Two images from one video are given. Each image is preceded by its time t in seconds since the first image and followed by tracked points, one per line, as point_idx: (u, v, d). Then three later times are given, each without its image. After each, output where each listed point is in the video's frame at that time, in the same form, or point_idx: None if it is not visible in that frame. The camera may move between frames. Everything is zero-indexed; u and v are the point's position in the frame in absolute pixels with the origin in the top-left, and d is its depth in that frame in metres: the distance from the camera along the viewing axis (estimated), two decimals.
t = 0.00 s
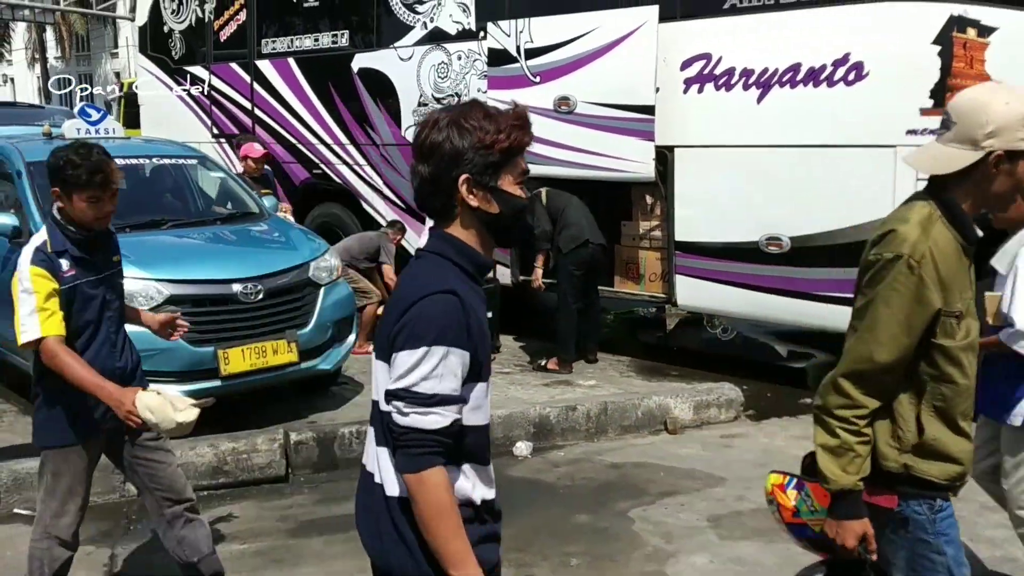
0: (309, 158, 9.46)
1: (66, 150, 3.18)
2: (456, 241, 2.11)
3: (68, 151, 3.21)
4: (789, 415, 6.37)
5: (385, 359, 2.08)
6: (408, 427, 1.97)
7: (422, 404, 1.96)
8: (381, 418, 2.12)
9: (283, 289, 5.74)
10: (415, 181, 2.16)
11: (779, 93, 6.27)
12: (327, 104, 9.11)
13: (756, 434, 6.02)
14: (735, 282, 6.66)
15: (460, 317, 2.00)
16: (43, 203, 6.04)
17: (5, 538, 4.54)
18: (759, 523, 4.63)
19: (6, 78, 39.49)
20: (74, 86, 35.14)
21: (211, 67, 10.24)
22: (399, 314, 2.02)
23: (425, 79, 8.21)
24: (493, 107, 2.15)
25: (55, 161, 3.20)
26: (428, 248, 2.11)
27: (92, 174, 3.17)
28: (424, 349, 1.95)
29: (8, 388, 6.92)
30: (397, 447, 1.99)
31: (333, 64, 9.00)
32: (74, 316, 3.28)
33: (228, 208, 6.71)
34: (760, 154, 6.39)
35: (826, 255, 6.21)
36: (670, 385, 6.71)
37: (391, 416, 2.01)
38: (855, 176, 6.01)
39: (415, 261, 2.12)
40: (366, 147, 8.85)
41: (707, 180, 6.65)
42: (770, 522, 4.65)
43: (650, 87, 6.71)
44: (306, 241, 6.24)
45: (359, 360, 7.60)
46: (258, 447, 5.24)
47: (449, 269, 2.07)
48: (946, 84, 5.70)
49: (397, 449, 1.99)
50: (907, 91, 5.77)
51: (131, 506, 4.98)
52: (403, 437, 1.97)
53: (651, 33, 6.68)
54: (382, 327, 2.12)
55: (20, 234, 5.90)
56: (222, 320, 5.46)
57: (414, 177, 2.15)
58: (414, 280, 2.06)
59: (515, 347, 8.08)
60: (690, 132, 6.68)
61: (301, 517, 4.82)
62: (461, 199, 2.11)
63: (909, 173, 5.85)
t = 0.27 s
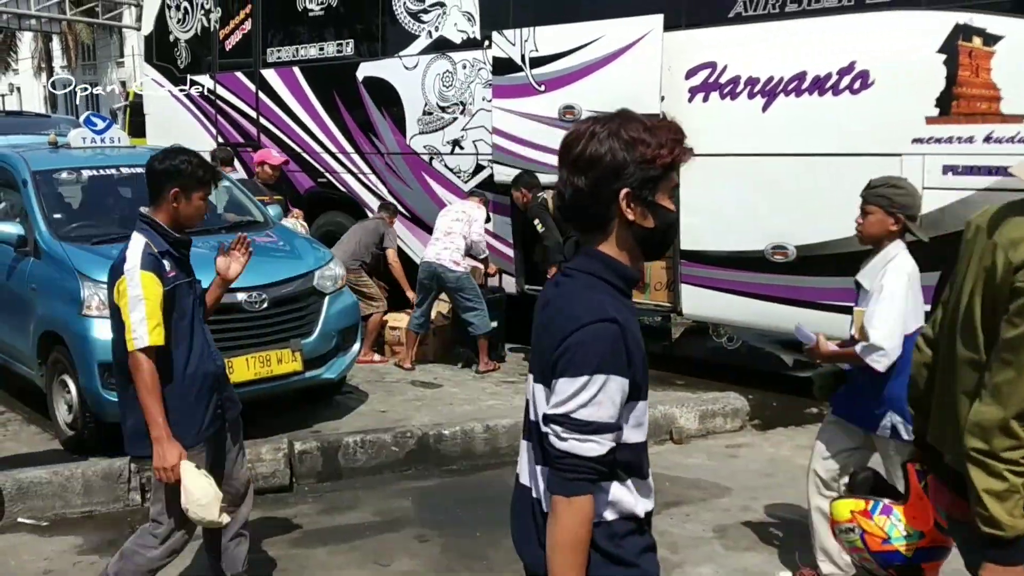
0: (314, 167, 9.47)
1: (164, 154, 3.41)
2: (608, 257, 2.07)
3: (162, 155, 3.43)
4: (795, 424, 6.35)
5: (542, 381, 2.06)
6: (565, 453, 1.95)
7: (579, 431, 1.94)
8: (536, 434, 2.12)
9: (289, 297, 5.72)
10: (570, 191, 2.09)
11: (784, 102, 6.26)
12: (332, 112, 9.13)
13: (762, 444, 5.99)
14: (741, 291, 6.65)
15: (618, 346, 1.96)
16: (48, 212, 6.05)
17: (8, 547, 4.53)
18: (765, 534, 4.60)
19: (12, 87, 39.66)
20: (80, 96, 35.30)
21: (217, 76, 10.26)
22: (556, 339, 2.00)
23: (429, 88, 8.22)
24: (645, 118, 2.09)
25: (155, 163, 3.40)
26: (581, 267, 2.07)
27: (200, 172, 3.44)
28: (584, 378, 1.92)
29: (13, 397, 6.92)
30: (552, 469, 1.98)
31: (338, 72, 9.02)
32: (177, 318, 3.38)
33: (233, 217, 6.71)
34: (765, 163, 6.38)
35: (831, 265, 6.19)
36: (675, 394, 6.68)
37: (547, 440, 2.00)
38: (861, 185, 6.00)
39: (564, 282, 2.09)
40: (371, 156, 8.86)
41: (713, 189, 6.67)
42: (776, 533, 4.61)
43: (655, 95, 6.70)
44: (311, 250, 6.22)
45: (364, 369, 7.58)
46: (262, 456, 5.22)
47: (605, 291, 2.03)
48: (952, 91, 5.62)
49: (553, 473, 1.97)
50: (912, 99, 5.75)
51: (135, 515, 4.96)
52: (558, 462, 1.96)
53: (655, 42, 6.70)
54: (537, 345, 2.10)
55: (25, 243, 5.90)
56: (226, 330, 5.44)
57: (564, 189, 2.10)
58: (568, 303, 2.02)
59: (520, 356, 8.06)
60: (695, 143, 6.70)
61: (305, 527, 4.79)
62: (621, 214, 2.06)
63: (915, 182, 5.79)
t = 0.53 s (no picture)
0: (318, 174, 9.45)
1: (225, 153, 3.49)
2: (746, 251, 2.01)
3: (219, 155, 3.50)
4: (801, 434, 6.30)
5: (688, 390, 1.98)
6: (751, 462, 1.87)
7: (753, 435, 1.87)
8: (676, 441, 2.02)
9: (291, 305, 5.69)
10: (723, 184, 2.01)
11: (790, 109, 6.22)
12: (336, 120, 9.11)
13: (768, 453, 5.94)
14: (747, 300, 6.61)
15: (775, 348, 1.91)
16: (51, 220, 6.03)
17: (9, 555, 4.49)
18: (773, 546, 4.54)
19: (17, 95, 39.78)
20: (84, 104, 35.41)
21: (221, 83, 10.26)
22: (707, 345, 1.92)
23: (434, 96, 8.20)
24: (787, 111, 2.06)
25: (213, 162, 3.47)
26: (712, 268, 2.01)
27: (259, 170, 3.49)
28: (750, 381, 1.86)
29: (15, 405, 6.89)
30: (738, 486, 1.89)
31: (342, 80, 9.00)
32: (241, 312, 3.41)
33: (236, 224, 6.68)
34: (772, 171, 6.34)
35: (837, 272, 6.18)
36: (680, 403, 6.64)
37: (717, 451, 1.91)
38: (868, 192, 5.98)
39: (697, 282, 2.02)
40: (375, 163, 8.84)
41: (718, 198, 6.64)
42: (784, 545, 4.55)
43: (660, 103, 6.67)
44: (315, 258, 6.19)
45: (367, 377, 7.54)
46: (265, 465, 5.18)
47: (744, 291, 1.96)
48: (960, 99, 5.59)
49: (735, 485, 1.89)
50: (919, 107, 5.72)
51: (137, 524, 4.92)
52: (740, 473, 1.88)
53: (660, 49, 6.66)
54: (676, 352, 2.00)
55: (27, 250, 5.87)
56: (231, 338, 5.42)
57: (703, 183, 2.05)
58: (711, 307, 1.94)
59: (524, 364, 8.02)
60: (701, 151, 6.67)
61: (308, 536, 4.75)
62: (772, 206, 2.01)
63: (922, 191, 5.77)
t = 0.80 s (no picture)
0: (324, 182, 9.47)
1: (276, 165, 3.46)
2: (897, 271, 2.04)
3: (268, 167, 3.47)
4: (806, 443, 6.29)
5: (860, 411, 2.00)
6: (938, 476, 1.88)
7: (939, 448, 1.88)
8: (851, 467, 2.04)
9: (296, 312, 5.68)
10: (878, 204, 2.03)
11: (795, 118, 6.22)
12: (342, 128, 9.13)
13: (773, 462, 5.93)
14: (752, 308, 6.61)
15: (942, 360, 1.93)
16: (57, 227, 6.04)
17: (14, 563, 4.50)
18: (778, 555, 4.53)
19: (24, 103, 39.93)
20: (91, 112, 35.54)
21: (226, 92, 10.29)
22: (880, 362, 1.95)
23: (439, 104, 8.22)
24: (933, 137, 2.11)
25: (266, 173, 3.44)
26: (864, 288, 2.05)
27: (309, 185, 3.48)
28: (930, 396, 1.88)
29: (21, 412, 6.90)
30: (926, 500, 1.89)
31: (347, 88, 9.03)
32: (298, 320, 3.46)
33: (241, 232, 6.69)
34: (777, 179, 6.34)
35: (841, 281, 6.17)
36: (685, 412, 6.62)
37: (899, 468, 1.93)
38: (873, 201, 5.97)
39: (848, 304, 2.07)
40: (380, 171, 8.85)
41: (722, 206, 6.64)
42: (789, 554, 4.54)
43: (665, 112, 6.68)
44: (319, 266, 6.20)
45: (371, 385, 7.54)
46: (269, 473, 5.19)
47: (894, 308, 2.00)
48: (965, 108, 5.58)
49: (927, 502, 1.89)
50: (924, 116, 5.71)
51: (141, 532, 4.92)
52: (929, 490, 1.89)
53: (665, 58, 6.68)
54: (841, 374, 2.04)
55: (33, 257, 5.89)
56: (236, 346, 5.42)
57: (848, 207, 2.08)
58: (876, 328, 1.98)
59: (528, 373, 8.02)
60: (705, 159, 6.68)
61: (311, 545, 4.74)
62: (925, 226, 2.04)
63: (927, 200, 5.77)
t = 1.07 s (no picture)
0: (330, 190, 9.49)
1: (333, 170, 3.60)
2: None
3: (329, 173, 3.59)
4: (813, 450, 6.28)
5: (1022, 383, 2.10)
6: None
7: None
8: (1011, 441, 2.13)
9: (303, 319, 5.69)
10: None
11: (801, 125, 6.24)
12: (348, 136, 9.16)
13: (780, 469, 5.92)
14: (758, 315, 6.60)
15: None
16: (66, 234, 6.08)
17: (21, 569, 4.51)
18: (784, 562, 4.52)
19: (32, 111, 40.12)
20: (99, 120, 35.70)
21: (234, 100, 10.34)
22: None
23: (445, 112, 8.25)
24: None
25: (323, 179, 3.57)
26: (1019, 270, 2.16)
27: (365, 192, 3.60)
28: None
29: (29, 419, 6.92)
30: None
31: (354, 96, 9.06)
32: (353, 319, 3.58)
33: (248, 240, 6.72)
34: (783, 186, 6.35)
35: (847, 288, 6.16)
36: (691, 419, 6.62)
37: None
38: (879, 208, 5.97)
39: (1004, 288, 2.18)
40: (386, 178, 8.88)
41: (728, 213, 6.65)
42: (795, 561, 4.53)
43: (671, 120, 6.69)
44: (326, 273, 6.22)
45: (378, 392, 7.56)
46: (276, 480, 5.21)
47: None
48: (970, 115, 5.59)
49: None
50: (930, 123, 5.72)
51: (148, 538, 4.93)
52: None
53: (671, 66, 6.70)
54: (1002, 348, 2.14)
55: (42, 265, 5.92)
56: (244, 353, 5.45)
57: (1003, 188, 2.22)
58: None
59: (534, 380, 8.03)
60: (710, 166, 6.69)
61: (318, 552, 4.75)
62: None
63: (933, 206, 5.76)
